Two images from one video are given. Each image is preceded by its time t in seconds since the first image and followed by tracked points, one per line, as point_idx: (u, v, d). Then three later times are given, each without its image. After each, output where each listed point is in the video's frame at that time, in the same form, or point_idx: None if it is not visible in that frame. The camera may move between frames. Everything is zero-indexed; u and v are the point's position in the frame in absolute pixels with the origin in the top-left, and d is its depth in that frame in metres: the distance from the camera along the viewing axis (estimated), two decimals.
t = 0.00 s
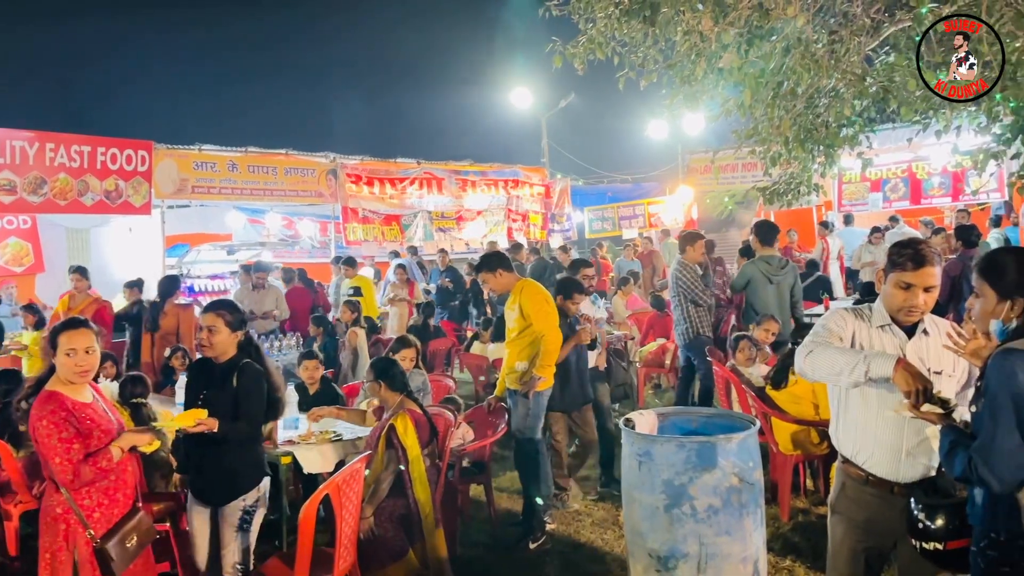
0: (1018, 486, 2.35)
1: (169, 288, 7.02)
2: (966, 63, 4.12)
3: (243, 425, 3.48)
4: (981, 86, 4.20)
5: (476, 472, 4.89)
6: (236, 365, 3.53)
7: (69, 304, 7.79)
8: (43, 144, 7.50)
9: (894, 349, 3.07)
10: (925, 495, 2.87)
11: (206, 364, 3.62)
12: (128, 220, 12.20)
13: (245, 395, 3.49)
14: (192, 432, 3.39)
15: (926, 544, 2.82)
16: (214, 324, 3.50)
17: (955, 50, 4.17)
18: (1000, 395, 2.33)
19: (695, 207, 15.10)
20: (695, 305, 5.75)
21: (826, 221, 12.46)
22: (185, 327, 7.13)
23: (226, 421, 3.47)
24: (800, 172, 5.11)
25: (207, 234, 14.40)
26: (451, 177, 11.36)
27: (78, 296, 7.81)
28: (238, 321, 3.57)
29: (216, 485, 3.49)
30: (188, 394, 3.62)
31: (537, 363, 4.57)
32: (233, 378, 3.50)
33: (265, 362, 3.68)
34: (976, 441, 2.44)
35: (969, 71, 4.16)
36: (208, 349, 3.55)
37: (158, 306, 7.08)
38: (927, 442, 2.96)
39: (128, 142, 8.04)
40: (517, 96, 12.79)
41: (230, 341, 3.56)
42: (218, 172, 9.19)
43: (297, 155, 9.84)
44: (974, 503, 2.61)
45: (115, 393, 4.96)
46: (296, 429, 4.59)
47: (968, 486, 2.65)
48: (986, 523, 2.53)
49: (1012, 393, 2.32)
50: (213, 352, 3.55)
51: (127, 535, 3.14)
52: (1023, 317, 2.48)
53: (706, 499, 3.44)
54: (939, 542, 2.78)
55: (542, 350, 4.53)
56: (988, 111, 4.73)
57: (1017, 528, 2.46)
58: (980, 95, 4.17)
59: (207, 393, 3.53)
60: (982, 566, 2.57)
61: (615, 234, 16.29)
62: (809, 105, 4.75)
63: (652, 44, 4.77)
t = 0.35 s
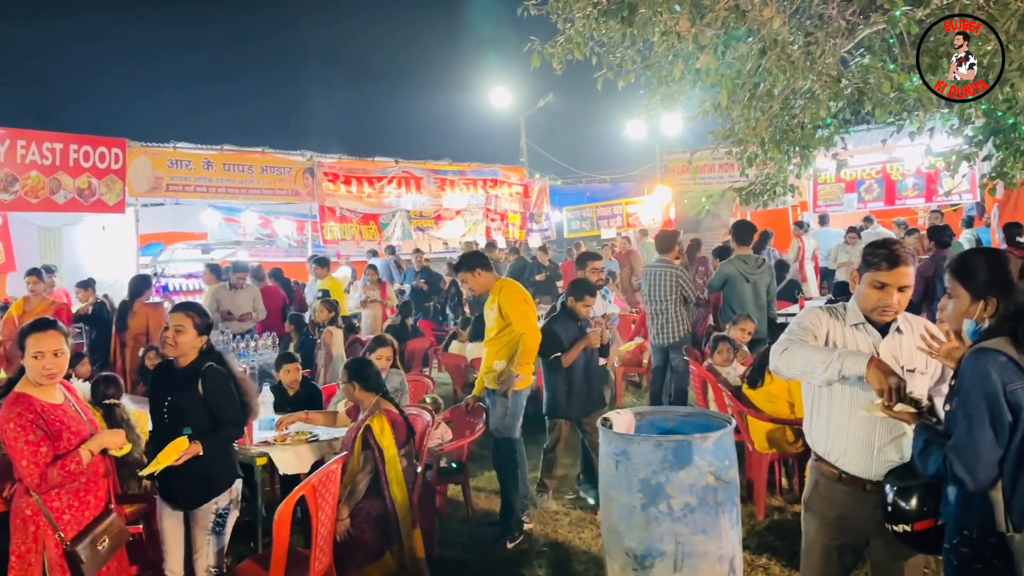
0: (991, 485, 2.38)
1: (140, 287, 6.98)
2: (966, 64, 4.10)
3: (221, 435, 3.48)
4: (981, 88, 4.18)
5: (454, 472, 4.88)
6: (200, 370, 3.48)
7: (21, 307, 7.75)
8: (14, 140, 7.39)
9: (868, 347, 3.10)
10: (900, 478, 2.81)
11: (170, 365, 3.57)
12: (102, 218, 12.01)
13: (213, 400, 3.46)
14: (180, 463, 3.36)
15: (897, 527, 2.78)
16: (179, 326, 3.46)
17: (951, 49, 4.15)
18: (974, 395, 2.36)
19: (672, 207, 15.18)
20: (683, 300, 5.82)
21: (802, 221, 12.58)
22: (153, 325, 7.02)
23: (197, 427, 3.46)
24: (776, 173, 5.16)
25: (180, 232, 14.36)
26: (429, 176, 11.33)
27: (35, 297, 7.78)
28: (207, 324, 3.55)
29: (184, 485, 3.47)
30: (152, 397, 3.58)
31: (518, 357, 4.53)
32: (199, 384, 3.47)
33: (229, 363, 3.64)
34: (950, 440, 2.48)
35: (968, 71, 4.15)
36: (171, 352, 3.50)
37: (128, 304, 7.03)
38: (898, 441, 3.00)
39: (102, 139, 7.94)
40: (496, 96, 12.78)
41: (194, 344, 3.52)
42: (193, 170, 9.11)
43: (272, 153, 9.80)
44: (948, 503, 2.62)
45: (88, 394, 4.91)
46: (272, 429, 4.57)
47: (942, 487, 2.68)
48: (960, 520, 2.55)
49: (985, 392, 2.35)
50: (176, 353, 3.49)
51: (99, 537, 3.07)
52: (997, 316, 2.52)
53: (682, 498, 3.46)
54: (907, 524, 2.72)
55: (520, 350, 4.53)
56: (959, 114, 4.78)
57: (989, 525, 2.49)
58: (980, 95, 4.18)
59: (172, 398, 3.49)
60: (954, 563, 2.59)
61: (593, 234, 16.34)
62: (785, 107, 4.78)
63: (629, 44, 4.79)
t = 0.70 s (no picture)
0: (968, 481, 2.40)
1: (111, 286, 6.95)
2: (966, 64, 4.13)
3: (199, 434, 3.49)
4: (981, 87, 4.23)
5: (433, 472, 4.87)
6: (173, 367, 3.49)
7: None
8: None
9: (844, 346, 3.13)
10: (874, 473, 2.79)
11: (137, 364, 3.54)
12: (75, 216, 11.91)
13: (189, 397, 3.47)
14: (167, 461, 3.40)
15: (872, 522, 2.74)
16: (143, 324, 3.40)
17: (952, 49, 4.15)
18: (950, 392, 2.39)
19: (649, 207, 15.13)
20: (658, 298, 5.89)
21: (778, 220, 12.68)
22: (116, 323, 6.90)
23: (172, 425, 3.45)
24: (752, 172, 5.20)
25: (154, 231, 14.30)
26: (407, 175, 11.31)
27: None
28: (168, 321, 3.49)
29: (155, 488, 3.41)
30: (118, 395, 3.52)
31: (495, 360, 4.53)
32: (174, 381, 3.46)
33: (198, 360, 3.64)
34: (926, 438, 2.53)
35: (968, 71, 4.16)
36: (139, 351, 3.45)
37: (99, 304, 6.96)
38: (873, 437, 3.03)
39: (74, 137, 7.84)
40: (474, 95, 12.76)
41: (159, 343, 3.48)
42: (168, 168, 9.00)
43: (247, 151, 9.76)
44: (922, 499, 2.65)
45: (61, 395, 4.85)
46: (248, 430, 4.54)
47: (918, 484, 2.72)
48: (936, 517, 2.59)
49: (961, 388, 2.38)
50: (142, 353, 3.45)
51: (75, 539, 3.06)
52: (970, 314, 2.55)
53: (660, 496, 3.47)
54: (883, 518, 2.70)
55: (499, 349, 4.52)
56: (933, 114, 4.83)
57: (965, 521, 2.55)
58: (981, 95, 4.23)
59: (143, 395, 3.46)
60: (931, 559, 2.64)
61: (572, 233, 16.37)
62: (762, 107, 4.80)
63: (607, 44, 4.79)
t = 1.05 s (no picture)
0: (938, 477, 2.44)
1: (81, 285, 6.80)
2: (965, 64, 4.09)
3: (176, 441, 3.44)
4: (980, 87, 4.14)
5: (409, 471, 4.85)
6: (144, 371, 3.45)
7: None
8: None
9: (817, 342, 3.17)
10: (847, 467, 2.87)
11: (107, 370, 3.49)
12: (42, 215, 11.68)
13: (160, 401, 3.43)
14: (142, 466, 3.32)
15: (843, 515, 2.82)
16: (115, 324, 3.38)
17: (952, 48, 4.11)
18: (922, 388, 2.43)
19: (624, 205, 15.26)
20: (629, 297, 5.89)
21: (751, 219, 12.83)
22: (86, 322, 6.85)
23: (146, 431, 3.41)
24: (726, 172, 5.25)
25: (124, 230, 14.35)
26: (382, 173, 11.26)
27: None
28: (145, 321, 3.48)
29: (127, 492, 3.37)
30: (88, 403, 3.44)
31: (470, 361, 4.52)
32: (145, 385, 3.43)
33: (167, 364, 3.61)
34: (899, 434, 2.55)
35: (967, 71, 4.12)
36: (110, 355, 3.41)
37: (69, 303, 6.87)
38: (844, 433, 3.08)
39: (42, 133, 7.71)
40: (450, 93, 12.74)
41: (136, 342, 3.44)
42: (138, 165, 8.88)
43: (219, 148, 9.57)
44: (896, 494, 2.70)
45: (28, 395, 4.78)
46: (221, 431, 4.49)
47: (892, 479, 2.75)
48: (908, 512, 2.61)
49: (932, 385, 2.42)
50: (119, 354, 3.41)
51: (43, 542, 3.00)
52: (940, 311, 2.59)
53: (636, 493, 3.48)
54: (854, 511, 2.78)
55: (474, 348, 4.52)
56: (903, 114, 4.90)
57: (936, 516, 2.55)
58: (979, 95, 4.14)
59: (115, 402, 3.40)
60: (903, 554, 2.64)
61: (547, 231, 16.41)
62: (735, 107, 4.83)
63: (582, 43, 4.80)
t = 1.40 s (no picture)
0: (911, 472, 2.46)
1: (50, 284, 6.72)
2: (966, 64, 4.20)
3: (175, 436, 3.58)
4: (980, 86, 4.35)
5: (383, 471, 4.83)
6: (135, 373, 3.46)
7: None
8: None
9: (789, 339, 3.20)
10: (818, 461, 2.88)
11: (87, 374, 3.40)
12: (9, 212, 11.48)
13: (155, 400, 3.49)
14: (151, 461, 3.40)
15: (816, 510, 2.84)
16: (103, 328, 3.31)
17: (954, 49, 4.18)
18: (895, 385, 2.45)
19: (599, 204, 15.31)
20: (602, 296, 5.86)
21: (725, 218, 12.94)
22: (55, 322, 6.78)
23: (139, 431, 3.44)
24: (699, 170, 5.28)
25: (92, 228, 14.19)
26: (356, 170, 11.19)
27: None
28: (127, 323, 3.41)
29: (127, 492, 3.40)
30: (75, 410, 3.33)
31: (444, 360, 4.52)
32: (139, 386, 3.45)
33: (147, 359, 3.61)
34: (871, 430, 2.57)
35: (968, 71, 4.24)
36: (97, 359, 3.34)
37: (37, 302, 6.76)
38: (815, 430, 3.10)
39: (10, 129, 7.58)
40: (425, 90, 12.70)
41: (121, 347, 3.39)
42: (106, 162, 8.77)
43: (191, 145, 9.47)
44: (868, 492, 2.73)
45: None
46: (192, 431, 4.43)
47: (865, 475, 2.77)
48: (881, 508, 2.64)
49: (906, 382, 2.44)
50: (108, 360, 3.36)
51: (13, 543, 2.94)
52: (909, 307, 2.62)
53: (610, 490, 3.50)
54: (826, 505, 2.80)
55: (450, 347, 4.51)
56: (873, 113, 4.96)
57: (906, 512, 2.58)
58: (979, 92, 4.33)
59: (111, 405, 3.37)
60: (875, 548, 2.68)
61: (522, 230, 16.42)
62: (708, 106, 4.85)
63: (556, 42, 4.81)
